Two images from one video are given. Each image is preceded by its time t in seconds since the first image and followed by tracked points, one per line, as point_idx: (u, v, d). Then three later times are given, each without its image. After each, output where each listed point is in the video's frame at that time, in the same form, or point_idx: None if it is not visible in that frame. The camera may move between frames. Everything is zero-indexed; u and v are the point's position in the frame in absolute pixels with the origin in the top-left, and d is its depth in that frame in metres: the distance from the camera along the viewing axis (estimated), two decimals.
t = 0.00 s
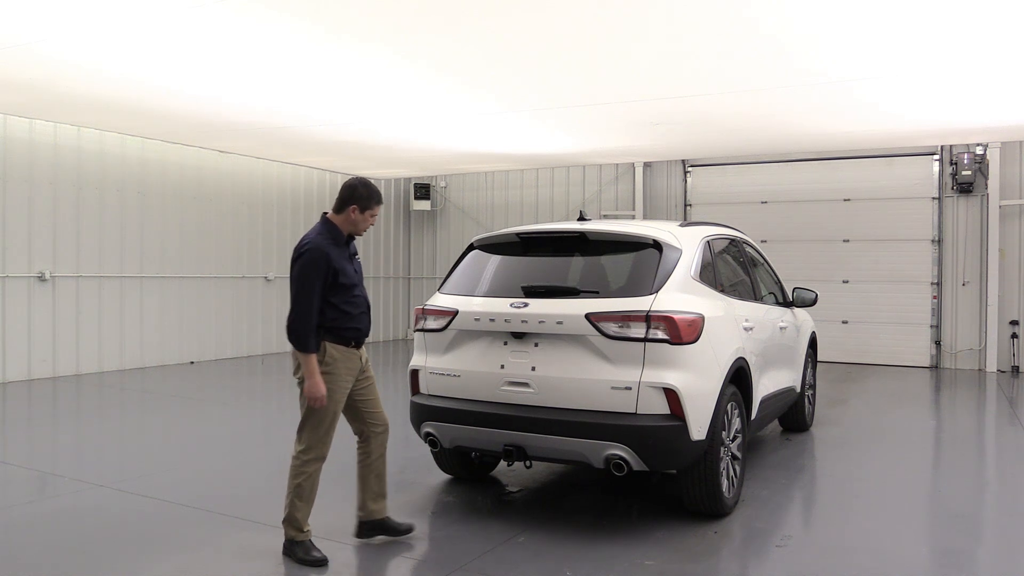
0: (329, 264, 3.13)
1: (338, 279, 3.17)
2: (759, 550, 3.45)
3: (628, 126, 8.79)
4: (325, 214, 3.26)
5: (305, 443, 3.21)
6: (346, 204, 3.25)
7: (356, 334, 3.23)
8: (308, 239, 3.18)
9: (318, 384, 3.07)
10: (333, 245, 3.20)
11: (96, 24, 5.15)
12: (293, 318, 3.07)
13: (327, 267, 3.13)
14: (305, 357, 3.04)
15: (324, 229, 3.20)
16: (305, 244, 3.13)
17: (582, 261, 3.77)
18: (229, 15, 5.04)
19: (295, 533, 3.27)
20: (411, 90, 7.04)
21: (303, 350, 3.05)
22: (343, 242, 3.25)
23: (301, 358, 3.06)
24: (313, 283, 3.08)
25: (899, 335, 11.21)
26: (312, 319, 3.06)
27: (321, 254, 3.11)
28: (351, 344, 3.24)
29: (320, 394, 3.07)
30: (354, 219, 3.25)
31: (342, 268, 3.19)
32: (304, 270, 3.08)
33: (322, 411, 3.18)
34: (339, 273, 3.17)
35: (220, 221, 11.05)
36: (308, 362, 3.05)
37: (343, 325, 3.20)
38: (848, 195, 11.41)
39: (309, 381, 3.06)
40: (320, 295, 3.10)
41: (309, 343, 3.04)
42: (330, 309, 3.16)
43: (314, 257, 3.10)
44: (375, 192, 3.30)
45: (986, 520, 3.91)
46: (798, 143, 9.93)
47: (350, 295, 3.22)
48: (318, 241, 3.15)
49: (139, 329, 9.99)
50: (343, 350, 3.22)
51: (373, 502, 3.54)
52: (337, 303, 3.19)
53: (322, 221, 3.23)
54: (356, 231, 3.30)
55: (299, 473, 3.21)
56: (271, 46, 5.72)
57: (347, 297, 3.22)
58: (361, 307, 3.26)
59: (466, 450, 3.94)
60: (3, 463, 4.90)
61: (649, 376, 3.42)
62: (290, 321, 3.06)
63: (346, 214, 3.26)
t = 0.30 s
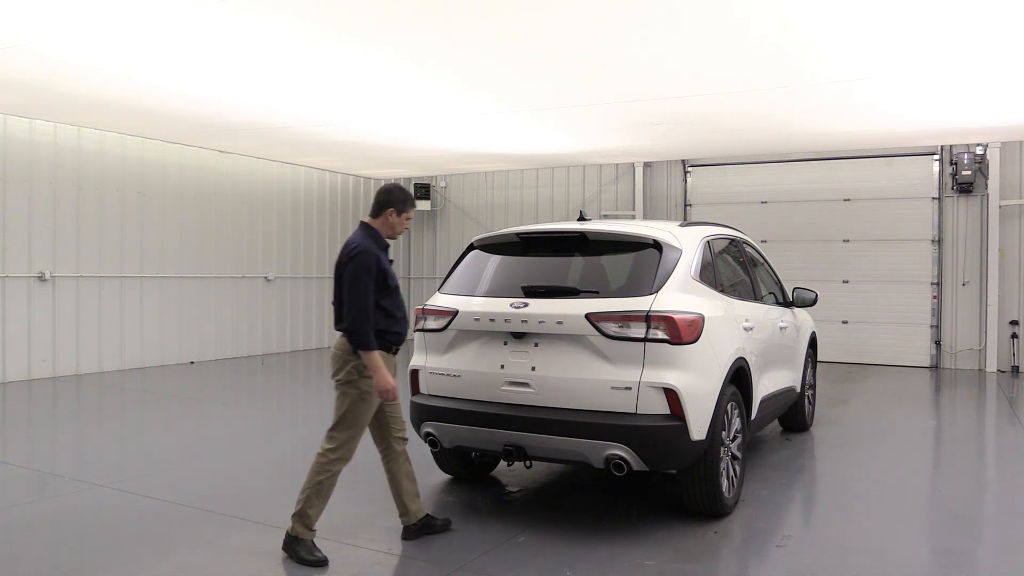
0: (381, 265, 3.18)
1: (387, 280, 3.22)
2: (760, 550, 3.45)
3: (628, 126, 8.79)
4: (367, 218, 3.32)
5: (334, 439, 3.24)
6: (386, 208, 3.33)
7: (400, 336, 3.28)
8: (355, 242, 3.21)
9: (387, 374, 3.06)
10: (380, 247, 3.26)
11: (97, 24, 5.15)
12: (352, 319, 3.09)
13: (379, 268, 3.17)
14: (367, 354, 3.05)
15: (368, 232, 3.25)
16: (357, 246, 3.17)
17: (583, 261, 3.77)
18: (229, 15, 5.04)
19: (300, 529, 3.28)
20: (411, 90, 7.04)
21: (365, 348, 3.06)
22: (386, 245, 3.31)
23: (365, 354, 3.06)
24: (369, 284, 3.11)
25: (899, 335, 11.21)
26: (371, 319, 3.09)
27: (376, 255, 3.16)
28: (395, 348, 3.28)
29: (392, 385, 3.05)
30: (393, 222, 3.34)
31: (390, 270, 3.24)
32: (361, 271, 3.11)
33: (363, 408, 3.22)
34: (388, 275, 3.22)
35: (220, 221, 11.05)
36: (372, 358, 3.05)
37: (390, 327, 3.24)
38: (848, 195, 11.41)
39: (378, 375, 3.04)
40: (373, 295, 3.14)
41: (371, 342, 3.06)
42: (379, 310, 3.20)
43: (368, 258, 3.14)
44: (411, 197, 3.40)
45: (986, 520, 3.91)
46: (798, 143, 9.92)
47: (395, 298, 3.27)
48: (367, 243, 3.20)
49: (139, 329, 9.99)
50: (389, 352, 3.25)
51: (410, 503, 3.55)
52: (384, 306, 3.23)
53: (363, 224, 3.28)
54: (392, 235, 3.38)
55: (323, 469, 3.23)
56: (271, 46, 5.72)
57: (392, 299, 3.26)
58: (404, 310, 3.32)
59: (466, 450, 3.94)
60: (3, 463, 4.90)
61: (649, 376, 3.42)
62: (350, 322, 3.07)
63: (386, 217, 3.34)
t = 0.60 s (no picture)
0: (421, 262, 3.35)
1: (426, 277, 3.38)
2: (760, 550, 3.46)
3: (629, 126, 8.79)
4: (403, 219, 3.48)
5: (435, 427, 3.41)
6: (420, 208, 3.50)
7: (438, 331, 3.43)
8: (394, 240, 3.37)
9: (413, 375, 3.24)
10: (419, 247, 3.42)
11: (97, 24, 5.15)
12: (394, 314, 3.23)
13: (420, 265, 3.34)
14: (401, 350, 3.21)
15: (406, 231, 3.42)
16: (400, 245, 3.33)
17: (582, 261, 3.78)
18: (229, 15, 5.04)
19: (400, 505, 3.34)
20: (411, 90, 7.04)
21: (402, 343, 3.21)
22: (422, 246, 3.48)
23: (398, 351, 3.23)
24: (411, 280, 3.27)
25: (899, 335, 11.21)
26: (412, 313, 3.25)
27: (417, 255, 3.32)
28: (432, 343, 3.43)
29: (418, 386, 3.24)
30: (424, 223, 3.51)
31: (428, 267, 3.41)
32: (405, 266, 3.27)
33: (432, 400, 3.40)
34: (426, 274, 3.38)
35: (220, 221, 11.05)
36: (404, 355, 3.22)
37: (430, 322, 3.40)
38: (848, 195, 11.41)
39: (405, 373, 3.22)
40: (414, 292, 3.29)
41: (409, 337, 3.22)
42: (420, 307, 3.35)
43: (411, 257, 3.29)
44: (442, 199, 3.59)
45: (986, 520, 3.91)
46: (798, 143, 9.92)
47: (432, 294, 3.44)
48: (407, 241, 3.36)
49: (139, 329, 10.00)
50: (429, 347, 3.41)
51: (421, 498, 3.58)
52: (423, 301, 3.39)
53: (399, 224, 3.44)
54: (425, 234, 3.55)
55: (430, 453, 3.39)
56: (271, 46, 5.73)
57: (428, 295, 3.42)
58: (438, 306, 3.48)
59: (466, 450, 3.94)
60: (3, 463, 4.90)
61: (649, 376, 3.42)
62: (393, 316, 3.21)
63: (421, 217, 3.51)
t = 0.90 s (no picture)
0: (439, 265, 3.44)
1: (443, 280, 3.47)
2: (760, 550, 3.46)
3: (629, 126, 8.79)
4: (414, 226, 3.57)
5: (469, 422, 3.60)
6: (429, 213, 3.60)
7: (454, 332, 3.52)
8: (412, 246, 3.45)
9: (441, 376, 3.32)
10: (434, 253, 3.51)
11: (98, 23, 5.15)
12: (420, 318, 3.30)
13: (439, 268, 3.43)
14: (430, 352, 3.29)
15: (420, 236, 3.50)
16: (419, 251, 3.41)
17: (582, 261, 3.78)
18: (229, 15, 5.04)
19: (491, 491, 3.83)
20: (411, 90, 7.04)
21: (430, 344, 3.29)
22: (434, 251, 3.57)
23: (426, 354, 3.30)
24: (432, 282, 3.35)
25: (899, 335, 11.21)
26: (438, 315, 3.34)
27: (437, 260, 3.41)
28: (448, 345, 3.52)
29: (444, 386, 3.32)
30: (433, 228, 3.61)
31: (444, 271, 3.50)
32: (426, 269, 3.35)
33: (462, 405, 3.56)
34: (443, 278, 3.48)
35: (220, 221, 11.05)
36: (431, 357, 3.29)
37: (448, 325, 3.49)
38: (848, 195, 11.41)
39: (435, 375, 3.30)
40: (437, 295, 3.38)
41: (436, 338, 3.29)
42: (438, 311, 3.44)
43: (432, 262, 3.38)
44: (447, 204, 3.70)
45: (986, 520, 3.91)
46: (798, 143, 9.92)
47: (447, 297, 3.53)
48: (424, 245, 3.45)
49: (139, 329, 10.00)
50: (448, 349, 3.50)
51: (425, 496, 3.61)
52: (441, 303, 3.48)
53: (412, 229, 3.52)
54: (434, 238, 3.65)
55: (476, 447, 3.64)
56: (272, 46, 5.73)
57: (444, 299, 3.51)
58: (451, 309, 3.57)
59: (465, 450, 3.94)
60: (3, 463, 4.90)
61: (649, 377, 3.42)
62: (422, 317, 3.29)
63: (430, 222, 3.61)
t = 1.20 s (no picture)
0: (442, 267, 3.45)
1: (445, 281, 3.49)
2: (760, 550, 3.46)
3: (629, 126, 8.79)
4: (414, 228, 3.58)
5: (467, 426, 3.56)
6: (428, 214, 3.62)
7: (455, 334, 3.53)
8: (414, 247, 3.46)
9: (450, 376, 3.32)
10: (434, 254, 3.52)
11: (98, 23, 5.15)
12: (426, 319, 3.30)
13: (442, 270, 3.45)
14: (437, 353, 3.28)
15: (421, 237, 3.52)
16: (422, 252, 3.42)
17: (582, 261, 3.78)
18: (229, 15, 5.04)
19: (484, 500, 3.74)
20: (411, 90, 7.04)
21: (437, 345, 3.28)
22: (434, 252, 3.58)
23: (433, 356, 3.29)
24: (437, 283, 3.37)
25: (899, 335, 11.21)
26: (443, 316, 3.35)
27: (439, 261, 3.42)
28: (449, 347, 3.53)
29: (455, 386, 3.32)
30: (433, 228, 3.63)
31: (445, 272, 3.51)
32: (431, 270, 3.36)
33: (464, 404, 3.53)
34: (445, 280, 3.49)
35: (220, 221, 11.05)
36: (439, 358, 3.29)
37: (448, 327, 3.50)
38: (848, 195, 11.41)
39: (443, 376, 3.29)
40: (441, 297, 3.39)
41: (442, 340, 3.30)
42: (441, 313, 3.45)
43: (436, 263, 3.39)
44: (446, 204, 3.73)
45: (986, 520, 3.91)
46: (798, 143, 9.92)
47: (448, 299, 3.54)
48: (427, 247, 3.46)
49: (140, 329, 10.00)
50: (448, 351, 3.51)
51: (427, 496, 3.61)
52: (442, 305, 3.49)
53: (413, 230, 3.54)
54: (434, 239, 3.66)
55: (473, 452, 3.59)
56: (272, 46, 5.73)
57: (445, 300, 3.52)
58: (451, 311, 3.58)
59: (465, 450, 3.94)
60: (3, 463, 4.90)
61: (650, 376, 3.42)
62: (428, 318, 3.29)
63: (430, 223, 3.63)
